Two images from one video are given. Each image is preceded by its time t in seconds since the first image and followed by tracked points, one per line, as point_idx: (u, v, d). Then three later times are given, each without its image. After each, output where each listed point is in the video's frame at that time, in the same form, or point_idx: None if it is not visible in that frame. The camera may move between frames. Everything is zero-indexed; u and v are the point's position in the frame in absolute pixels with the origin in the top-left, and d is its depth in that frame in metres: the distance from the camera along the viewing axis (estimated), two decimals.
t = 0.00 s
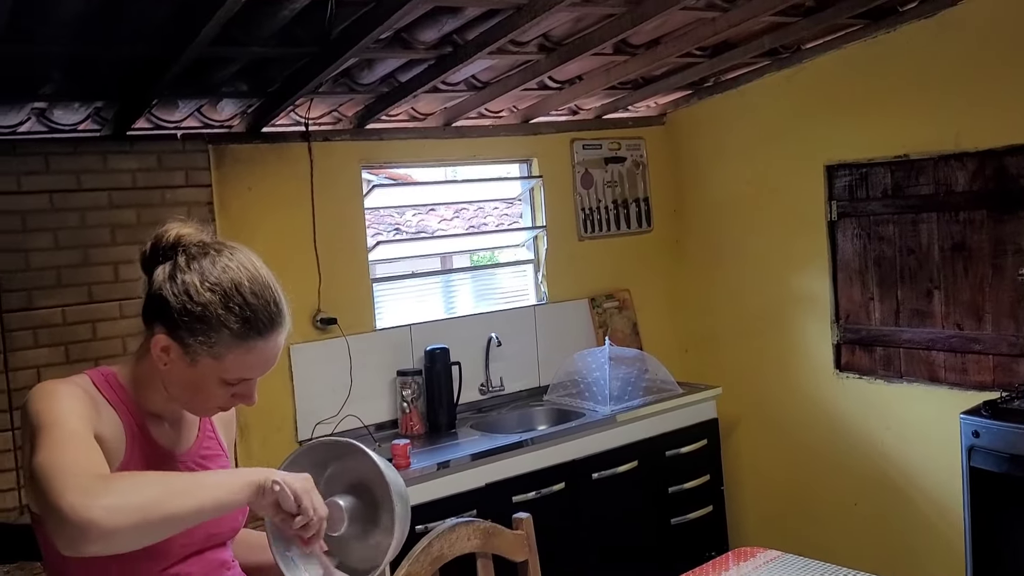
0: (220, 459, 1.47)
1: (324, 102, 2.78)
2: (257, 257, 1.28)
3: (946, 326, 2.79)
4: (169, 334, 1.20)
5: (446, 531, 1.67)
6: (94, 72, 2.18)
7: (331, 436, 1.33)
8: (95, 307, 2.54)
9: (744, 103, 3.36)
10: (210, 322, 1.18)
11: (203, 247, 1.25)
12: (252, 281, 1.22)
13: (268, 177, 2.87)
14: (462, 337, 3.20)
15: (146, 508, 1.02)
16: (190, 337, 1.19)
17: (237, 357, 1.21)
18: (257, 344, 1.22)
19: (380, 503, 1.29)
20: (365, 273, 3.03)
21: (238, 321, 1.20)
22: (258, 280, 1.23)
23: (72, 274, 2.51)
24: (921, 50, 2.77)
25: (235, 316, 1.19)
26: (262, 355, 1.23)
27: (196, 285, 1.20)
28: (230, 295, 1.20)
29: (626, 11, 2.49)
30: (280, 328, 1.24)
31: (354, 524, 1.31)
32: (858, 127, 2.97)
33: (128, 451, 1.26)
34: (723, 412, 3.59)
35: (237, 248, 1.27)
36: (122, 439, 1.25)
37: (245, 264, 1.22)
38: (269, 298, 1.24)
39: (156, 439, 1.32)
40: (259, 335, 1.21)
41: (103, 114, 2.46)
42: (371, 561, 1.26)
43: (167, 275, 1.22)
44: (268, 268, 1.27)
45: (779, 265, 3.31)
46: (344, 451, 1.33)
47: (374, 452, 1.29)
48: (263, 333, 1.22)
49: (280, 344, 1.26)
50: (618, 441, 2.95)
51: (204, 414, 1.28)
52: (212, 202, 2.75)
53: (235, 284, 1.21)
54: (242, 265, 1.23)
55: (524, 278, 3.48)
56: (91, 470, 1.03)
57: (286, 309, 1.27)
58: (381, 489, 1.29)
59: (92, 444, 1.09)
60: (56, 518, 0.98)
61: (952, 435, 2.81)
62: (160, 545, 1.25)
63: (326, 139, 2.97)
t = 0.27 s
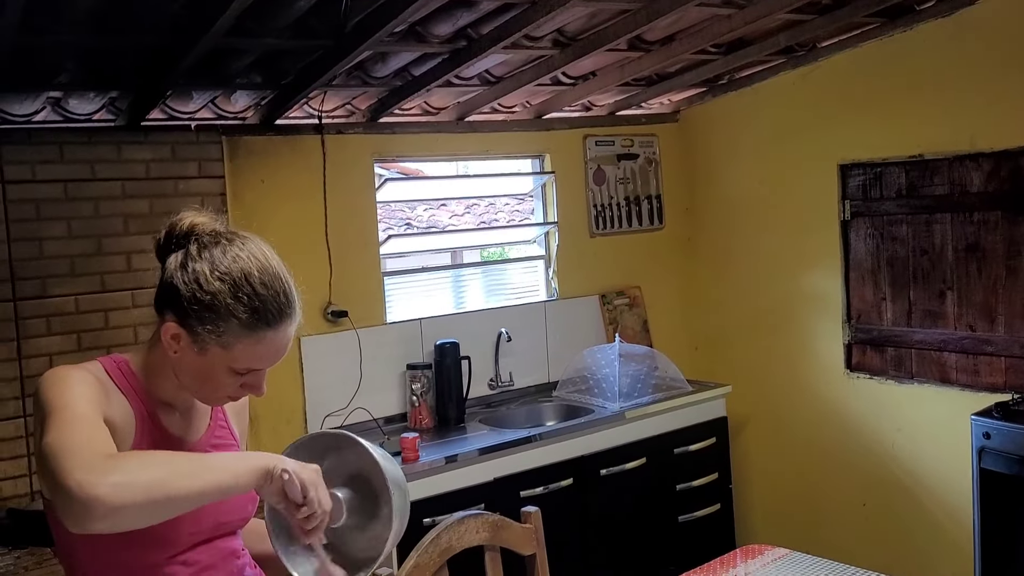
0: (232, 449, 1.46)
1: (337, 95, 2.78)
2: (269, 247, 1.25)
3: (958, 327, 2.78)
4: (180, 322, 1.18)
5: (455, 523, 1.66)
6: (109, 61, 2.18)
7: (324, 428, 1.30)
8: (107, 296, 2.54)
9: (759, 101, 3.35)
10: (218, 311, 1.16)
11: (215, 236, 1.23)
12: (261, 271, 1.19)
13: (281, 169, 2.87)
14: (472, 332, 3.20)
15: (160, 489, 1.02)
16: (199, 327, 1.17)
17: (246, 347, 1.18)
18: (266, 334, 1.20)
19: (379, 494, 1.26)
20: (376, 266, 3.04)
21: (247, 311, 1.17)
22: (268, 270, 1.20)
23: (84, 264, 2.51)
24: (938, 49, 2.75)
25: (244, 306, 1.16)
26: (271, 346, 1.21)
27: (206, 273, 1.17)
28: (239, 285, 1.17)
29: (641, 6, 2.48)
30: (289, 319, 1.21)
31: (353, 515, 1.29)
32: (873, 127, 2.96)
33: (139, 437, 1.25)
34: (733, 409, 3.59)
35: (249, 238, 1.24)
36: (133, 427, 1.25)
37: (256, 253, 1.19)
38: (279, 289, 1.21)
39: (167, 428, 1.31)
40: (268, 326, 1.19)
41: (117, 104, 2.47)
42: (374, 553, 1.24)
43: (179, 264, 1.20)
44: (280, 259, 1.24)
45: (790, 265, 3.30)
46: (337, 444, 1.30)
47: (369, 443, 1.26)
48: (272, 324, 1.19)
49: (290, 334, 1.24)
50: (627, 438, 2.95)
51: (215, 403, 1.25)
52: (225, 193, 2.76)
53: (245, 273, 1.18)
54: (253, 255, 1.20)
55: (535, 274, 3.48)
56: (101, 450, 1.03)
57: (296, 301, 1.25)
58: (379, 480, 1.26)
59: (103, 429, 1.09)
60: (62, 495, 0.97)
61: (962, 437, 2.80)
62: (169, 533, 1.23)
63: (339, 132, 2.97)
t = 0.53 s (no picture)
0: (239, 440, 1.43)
1: (348, 90, 2.79)
2: (275, 238, 1.25)
3: (968, 328, 2.77)
4: (184, 311, 1.17)
5: (460, 519, 1.66)
6: (121, 55, 2.19)
7: (352, 420, 1.34)
8: (116, 289, 2.55)
9: (769, 100, 3.34)
10: (222, 300, 1.16)
11: (221, 227, 1.23)
12: (266, 261, 1.19)
13: (291, 163, 2.88)
14: (480, 328, 3.21)
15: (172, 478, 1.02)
16: (203, 316, 1.16)
17: (250, 337, 1.17)
18: (271, 324, 1.19)
19: (398, 489, 1.28)
20: (385, 261, 3.04)
21: (251, 301, 1.16)
22: (273, 261, 1.20)
23: (94, 256, 2.52)
24: (951, 49, 2.74)
25: (248, 296, 1.16)
26: (276, 336, 1.20)
27: (211, 263, 1.17)
28: (244, 275, 1.17)
29: (653, 3, 2.47)
30: (295, 310, 1.21)
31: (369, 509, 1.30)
32: (884, 126, 2.96)
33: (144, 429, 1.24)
34: (740, 408, 3.58)
35: (255, 229, 1.24)
36: (138, 417, 1.23)
37: (261, 244, 1.19)
38: (284, 280, 1.20)
39: (173, 419, 1.29)
40: (272, 317, 1.18)
41: (129, 97, 2.47)
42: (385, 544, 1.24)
43: (184, 254, 1.20)
44: (285, 250, 1.24)
45: (799, 263, 3.29)
46: (362, 437, 1.33)
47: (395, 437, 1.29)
48: (276, 315, 1.18)
49: (295, 325, 1.23)
50: (634, 435, 2.95)
51: (220, 394, 1.24)
52: (235, 186, 2.76)
53: (249, 264, 1.18)
54: (258, 245, 1.20)
55: (543, 270, 3.48)
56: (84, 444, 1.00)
57: (302, 292, 1.24)
58: (401, 474, 1.28)
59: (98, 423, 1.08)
60: (36, 487, 0.96)
61: (970, 438, 2.80)
62: (173, 525, 1.23)
63: (349, 127, 2.98)
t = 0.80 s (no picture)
0: (249, 440, 1.42)
1: (356, 89, 2.79)
2: (283, 238, 1.25)
3: (977, 329, 2.76)
4: (194, 311, 1.17)
5: (468, 518, 1.65)
6: (131, 55, 2.20)
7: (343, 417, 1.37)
8: (126, 288, 2.56)
9: (778, 100, 3.34)
10: (231, 300, 1.15)
11: (229, 227, 1.23)
12: (274, 261, 1.19)
13: (299, 163, 2.88)
14: (487, 328, 3.21)
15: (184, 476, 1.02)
16: (211, 315, 1.16)
17: (259, 336, 1.17)
18: (279, 323, 1.19)
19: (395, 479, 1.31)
20: (394, 261, 3.05)
21: (259, 300, 1.16)
22: (280, 261, 1.20)
23: (104, 255, 2.53)
24: (960, 49, 2.74)
25: (256, 295, 1.16)
26: (284, 335, 1.20)
27: (219, 263, 1.17)
28: (251, 275, 1.16)
29: (662, 3, 2.47)
30: (302, 309, 1.21)
31: (367, 502, 1.33)
32: (893, 127, 2.95)
33: (156, 427, 1.23)
34: (748, 408, 3.58)
35: (263, 229, 1.24)
36: (150, 417, 1.22)
37: (268, 243, 1.19)
38: (291, 279, 1.20)
39: (184, 418, 1.28)
40: (280, 315, 1.18)
41: (139, 96, 2.48)
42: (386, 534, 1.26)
43: (194, 253, 1.20)
44: (292, 248, 1.24)
45: (808, 264, 3.29)
46: (355, 432, 1.36)
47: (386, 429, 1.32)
48: (284, 313, 1.18)
49: (303, 324, 1.22)
50: (641, 435, 2.95)
51: (229, 392, 1.24)
52: (244, 185, 2.77)
53: (257, 263, 1.18)
54: (266, 245, 1.20)
55: (551, 270, 3.48)
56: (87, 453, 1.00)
57: (309, 290, 1.24)
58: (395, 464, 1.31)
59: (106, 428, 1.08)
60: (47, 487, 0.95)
61: (980, 440, 2.79)
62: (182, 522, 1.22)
63: (358, 126, 2.98)
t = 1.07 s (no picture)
0: (256, 433, 1.41)
1: (362, 85, 2.79)
2: (284, 233, 1.25)
3: (983, 326, 2.76)
4: (195, 306, 1.17)
5: (474, 513, 1.65)
6: (138, 51, 2.20)
7: (348, 407, 1.36)
8: (133, 283, 2.57)
9: (785, 97, 3.33)
10: (231, 295, 1.15)
11: (230, 222, 1.22)
12: (274, 257, 1.19)
13: (305, 159, 2.88)
14: (493, 324, 3.21)
15: (195, 468, 1.03)
16: (212, 311, 1.16)
17: (259, 332, 1.17)
18: (279, 319, 1.19)
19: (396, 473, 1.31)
20: (400, 257, 3.05)
21: (259, 296, 1.16)
22: (281, 257, 1.19)
23: (111, 251, 2.53)
24: (968, 45, 2.73)
25: (256, 291, 1.15)
26: (285, 331, 1.19)
27: (219, 259, 1.17)
28: (252, 271, 1.16)
29: None
30: (303, 304, 1.21)
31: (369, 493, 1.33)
32: (899, 123, 2.94)
33: (162, 420, 1.23)
34: (753, 405, 3.58)
35: (264, 224, 1.23)
36: (155, 409, 1.22)
37: (269, 239, 1.18)
38: (292, 275, 1.20)
39: (190, 411, 1.28)
40: (281, 311, 1.18)
41: (145, 92, 2.48)
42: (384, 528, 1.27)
43: (196, 248, 1.19)
44: (294, 244, 1.23)
45: (813, 260, 3.28)
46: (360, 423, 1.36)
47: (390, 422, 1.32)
48: (284, 310, 1.18)
49: (304, 320, 1.22)
50: (647, 431, 2.95)
51: (233, 386, 1.24)
52: (250, 181, 2.77)
53: (257, 259, 1.17)
54: (267, 241, 1.20)
55: (556, 267, 3.48)
56: (111, 440, 1.01)
57: (310, 285, 1.23)
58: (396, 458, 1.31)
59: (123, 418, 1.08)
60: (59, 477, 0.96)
61: (986, 437, 2.78)
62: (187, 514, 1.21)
63: (364, 122, 2.98)
